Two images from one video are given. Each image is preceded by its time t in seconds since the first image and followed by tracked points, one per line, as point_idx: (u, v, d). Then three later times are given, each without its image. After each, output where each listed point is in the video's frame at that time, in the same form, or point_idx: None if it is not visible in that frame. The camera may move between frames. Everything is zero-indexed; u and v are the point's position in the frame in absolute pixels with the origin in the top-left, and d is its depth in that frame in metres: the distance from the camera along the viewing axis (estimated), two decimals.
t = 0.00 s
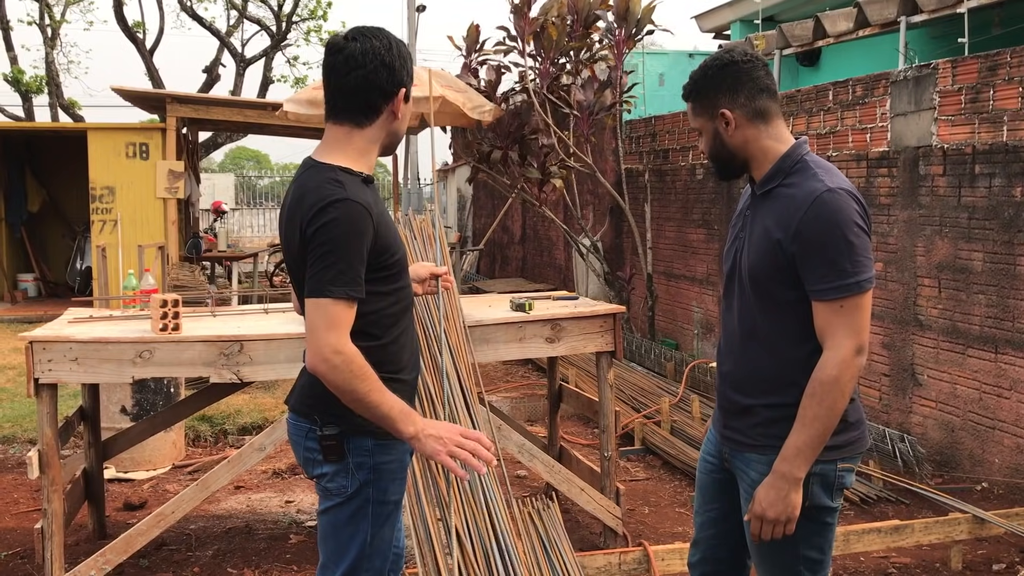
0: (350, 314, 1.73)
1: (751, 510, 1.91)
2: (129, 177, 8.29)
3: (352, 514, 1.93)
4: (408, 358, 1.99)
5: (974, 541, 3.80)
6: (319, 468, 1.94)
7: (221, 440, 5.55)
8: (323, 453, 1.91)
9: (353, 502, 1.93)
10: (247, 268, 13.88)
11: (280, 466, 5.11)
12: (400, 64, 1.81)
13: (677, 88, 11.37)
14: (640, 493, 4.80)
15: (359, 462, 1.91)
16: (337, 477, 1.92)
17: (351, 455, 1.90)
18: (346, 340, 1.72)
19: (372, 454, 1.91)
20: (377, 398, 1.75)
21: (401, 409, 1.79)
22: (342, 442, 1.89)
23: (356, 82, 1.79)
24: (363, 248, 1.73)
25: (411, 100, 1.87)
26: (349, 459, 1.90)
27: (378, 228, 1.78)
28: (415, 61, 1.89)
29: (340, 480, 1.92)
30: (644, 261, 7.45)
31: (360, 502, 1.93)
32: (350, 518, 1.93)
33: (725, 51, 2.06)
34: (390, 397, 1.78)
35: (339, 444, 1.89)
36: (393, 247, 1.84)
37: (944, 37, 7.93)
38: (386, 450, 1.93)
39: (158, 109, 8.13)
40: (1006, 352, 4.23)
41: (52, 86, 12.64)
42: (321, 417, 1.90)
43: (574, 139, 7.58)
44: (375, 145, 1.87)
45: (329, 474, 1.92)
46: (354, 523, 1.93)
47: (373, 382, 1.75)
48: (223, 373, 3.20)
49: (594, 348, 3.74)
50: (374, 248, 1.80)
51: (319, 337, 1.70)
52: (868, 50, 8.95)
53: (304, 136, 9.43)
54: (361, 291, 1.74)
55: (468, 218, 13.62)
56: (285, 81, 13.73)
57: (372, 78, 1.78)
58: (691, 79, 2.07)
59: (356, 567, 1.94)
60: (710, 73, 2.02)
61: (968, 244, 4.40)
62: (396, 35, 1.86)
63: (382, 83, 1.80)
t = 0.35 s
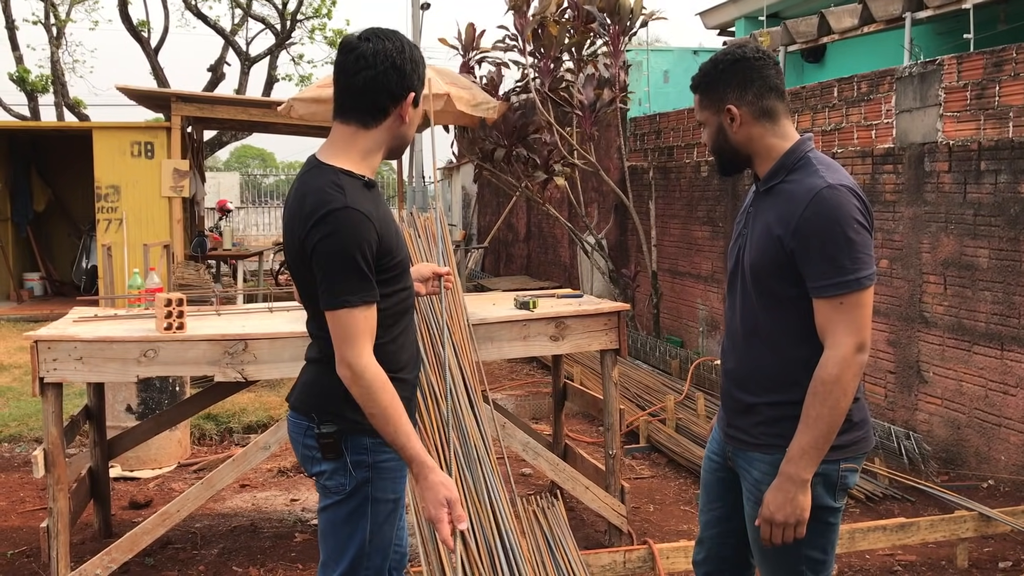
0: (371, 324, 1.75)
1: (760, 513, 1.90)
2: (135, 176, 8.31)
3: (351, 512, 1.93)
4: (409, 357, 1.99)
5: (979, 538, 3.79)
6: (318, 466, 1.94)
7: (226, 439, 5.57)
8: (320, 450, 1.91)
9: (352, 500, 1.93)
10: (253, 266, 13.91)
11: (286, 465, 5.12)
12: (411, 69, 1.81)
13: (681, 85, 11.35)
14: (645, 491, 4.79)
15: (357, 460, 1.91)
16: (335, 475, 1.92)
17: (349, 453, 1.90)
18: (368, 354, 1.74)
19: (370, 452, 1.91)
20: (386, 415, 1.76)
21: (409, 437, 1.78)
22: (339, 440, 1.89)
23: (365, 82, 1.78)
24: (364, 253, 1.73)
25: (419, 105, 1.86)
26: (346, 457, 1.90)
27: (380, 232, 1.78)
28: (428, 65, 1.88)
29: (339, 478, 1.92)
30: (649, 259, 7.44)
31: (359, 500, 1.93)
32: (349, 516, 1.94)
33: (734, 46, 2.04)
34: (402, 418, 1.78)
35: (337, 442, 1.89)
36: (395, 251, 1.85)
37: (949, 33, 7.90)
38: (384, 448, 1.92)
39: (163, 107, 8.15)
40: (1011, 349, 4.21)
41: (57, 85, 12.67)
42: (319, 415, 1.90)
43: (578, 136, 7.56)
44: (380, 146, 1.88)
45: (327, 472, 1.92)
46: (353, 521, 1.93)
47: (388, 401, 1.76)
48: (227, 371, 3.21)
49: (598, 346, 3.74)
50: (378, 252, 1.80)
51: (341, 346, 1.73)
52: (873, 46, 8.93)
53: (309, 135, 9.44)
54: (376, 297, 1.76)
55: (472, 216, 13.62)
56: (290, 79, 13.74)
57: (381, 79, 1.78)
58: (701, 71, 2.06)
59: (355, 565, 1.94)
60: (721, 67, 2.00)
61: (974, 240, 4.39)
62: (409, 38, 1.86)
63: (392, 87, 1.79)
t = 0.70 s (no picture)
0: (347, 324, 1.74)
1: (755, 511, 1.90)
2: (135, 175, 8.31)
3: (349, 511, 1.93)
4: (409, 356, 1.98)
5: (981, 537, 3.78)
6: (316, 465, 1.93)
7: (227, 438, 5.57)
8: (318, 449, 1.90)
9: (350, 500, 1.93)
10: (254, 265, 13.91)
11: (287, 464, 5.12)
12: (419, 71, 1.81)
13: (683, 83, 11.33)
14: (646, 490, 4.79)
15: (355, 460, 1.90)
16: (333, 475, 1.91)
17: (347, 453, 1.90)
18: (339, 351, 1.73)
19: (368, 452, 1.90)
20: (358, 410, 1.75)
21: (383, 430, 1.77)
22: (337, 440, 1.89)
23: (372, 82, 1.77)
24: (357, 253, 1.72)
25: (425, 108, 1.86)
26: (345, 457, 1.90)
27: (377, 232, 1.78)
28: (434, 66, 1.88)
29: (336, 478, 1.91)
30: (650, 257, 7.43)
31: (357, 500, 1.93)
32: (348, 516, 1.93)
33: (742, 42, 2.02)
34: (375, 412, 1.77)
35: (335, 442, 1.89)
36: (393, 253, 1.84)
37: (952, 31, 7.88)
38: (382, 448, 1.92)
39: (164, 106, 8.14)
40: (1014, 347, 4.20)
41: (58, 84, 12.67)
42: (316, 414, 1.89)
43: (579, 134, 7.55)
44: (384, 147, 1.87)
45: (325, 471, 1.92)
46: (351, 521, 1.93)
47: (360, 396, 1.75)
48: (228, 370, 3.21)
49: (600, 344, 3.73)
50: (374, 252, 1.79)
51: (311, 345, 1.72)
52: (874, 44, 8.91)
53: (310, 133, 9.44)
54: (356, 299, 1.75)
55: (474, 215, 13.61)
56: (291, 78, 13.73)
57: (387, 79, 1.77)
58: (709, 65, 2.03)
59: (353, 566, 1.94)
60: (732, 62, 1.98)
61: (976, 238, 4.38)
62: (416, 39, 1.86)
63: (399, 89, 1.79)
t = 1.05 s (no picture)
0: (347, 316, 1.74)
1: (760, 511, 1.90)
2: (135, 171, 8.30)
3: (344, 508, 1.93)
4: (410, 354, 1.98)
5: (981, 537, 3.78)
6: (311, 461, 1.94)
7: (226, 435, 5.56)
8: (312, 445, 1.91)
9: (345, 496, 1.92)
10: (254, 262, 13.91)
11: (286, 461, 5.12)
12: (392, 64, 1.78)
13: (683, 82, 11.32)
14: (645, 488, 4.79)
15: (348, 456, 1.90)
16: (328, 470, 1.92)
17: (340, 449, 1.90)
18: (342, 342, 1.73)
19: (361, 449, 1.90)
20: (369, 398, 1.76)
21: (397, 409, 1.79)
22: (330, 436, 1.89)
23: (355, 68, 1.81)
24: (356, 249, 1.73)
25: (399, 110, 1.79)
26: (339, 453, 1.90)
27: (376, 229, 1.78)
28: (429, 74, 1.79)
29: (331, 473, 1.92)
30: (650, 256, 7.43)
31: (351, 497, 1.92)
32: (343, 512, 1.93)
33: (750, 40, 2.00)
34: (386, 396, 1.77)
35: (329, 438, 1.89)
36: (392, 249, 1.85)
37: (952, 30, 7.88)
38: (377, 445, 1.91)
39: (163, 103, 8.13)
40: (1013, 346, 4.20)
41: (58, 80, 12.65)
42: (311, 410, 1.89)
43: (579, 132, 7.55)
44: (372, 148, 1.85)
45: (320, 466, 1.93)
46: (346, 517, 1.92)
47: (368, 385, 1.75)
48: (227, 368, 3.20)
49: (599, 343, 3.73)
50: (372, 249, 1.80)
51: (312, 340, 1.72)
52: (873, 43, 8.92)
53: (309, 131, 9.43)
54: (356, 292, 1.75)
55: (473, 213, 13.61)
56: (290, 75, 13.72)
57: (393, 79, 1.77)
58: (714, 60, 2.02)
59: (348, 562, 1.94)
60: (738, 58, 1.97)
61: (976, 238, 4.38)
62: (421, 40, 1.81)
63: (366, 74, 1.80)
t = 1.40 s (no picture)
0: (358, 318, 1.74)
1: (760, 511, 1.90)
2: (135, 168, 8.30)
3: (346, 504, 1.93)
4: (412, 352, 1.99)
5: (977, 538, 3.79)
6: (315, 457, 1.95)
7: (224, 432, 5.56)
8: (317, 442, 1.91)
9: (348, 493, 1.93)
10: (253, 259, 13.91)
11: (283, 458, 5.12)
12: (379, 61, 1.78)
13: (682, 83, 11.33)
14: (642, 488, 4.80)
15: (353, 453, 1.90)
16: (331, 467, 1.92)
17: (345, 446, 1.90)
18: (350, 342, 1.73)
19: (366, 446, 1.90)
20: (374, 399, 1.74)
21: (403, 415, 1.76)
22: (336, 433, 1.89)
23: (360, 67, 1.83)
24: (362, 247, 1.73)
25: (385, 107, 1.79)
26: (343, 450, 1.91)
27: (381, 227, 1.79)
28: (416, 70, 1.77)
29: (334, 470, 1.92)
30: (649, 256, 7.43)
31: (355, 493, 1.93)
32: (345, 509, 1.93)
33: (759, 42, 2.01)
34: (392, 399, 1.75)
35: (334, 435, 1.89)
36: (397, 248, 1.85)
37: (952, 32, 7.90)
38: (380, 442, 1.92)
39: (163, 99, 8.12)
40: (1010, 349, 4.21)
41: (58, 76, 12.64)
42: (317, 407, 1.90)
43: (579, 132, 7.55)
44: (371, 150, 1.85)
45: (323, 463, 1.93)
46: (348, 514, 1.93)
47: (375, 385, 1.73)
48: (226, 365, 3.21)
49: (598, 342, 3.73)
50: (378, 248, 1.80)
51: (324, 343, 1.73)
52: (873, 45, 8.93)
53: (309, 128, 9.43)
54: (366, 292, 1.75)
55: (473, 212, 13.61)
56: (290, 73, 13.72)
57: (391, 76, 1.77)
58: (721, 60, 2.01)
59: (349, 559, 1.94)
60: (752, 57, 1.97)
61: (974, 240, 4.39)
62: (418, 37, 1.80)
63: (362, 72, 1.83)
